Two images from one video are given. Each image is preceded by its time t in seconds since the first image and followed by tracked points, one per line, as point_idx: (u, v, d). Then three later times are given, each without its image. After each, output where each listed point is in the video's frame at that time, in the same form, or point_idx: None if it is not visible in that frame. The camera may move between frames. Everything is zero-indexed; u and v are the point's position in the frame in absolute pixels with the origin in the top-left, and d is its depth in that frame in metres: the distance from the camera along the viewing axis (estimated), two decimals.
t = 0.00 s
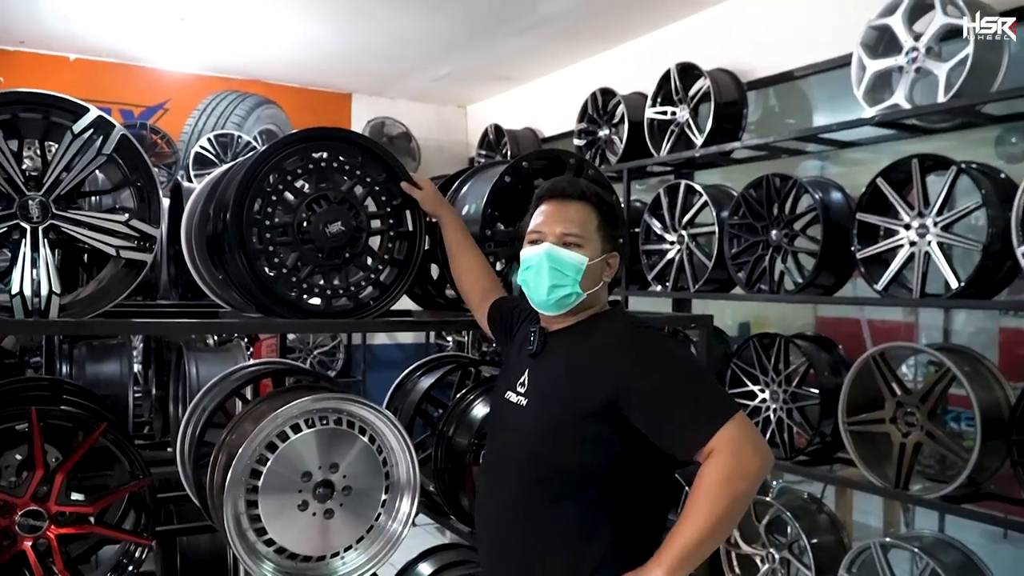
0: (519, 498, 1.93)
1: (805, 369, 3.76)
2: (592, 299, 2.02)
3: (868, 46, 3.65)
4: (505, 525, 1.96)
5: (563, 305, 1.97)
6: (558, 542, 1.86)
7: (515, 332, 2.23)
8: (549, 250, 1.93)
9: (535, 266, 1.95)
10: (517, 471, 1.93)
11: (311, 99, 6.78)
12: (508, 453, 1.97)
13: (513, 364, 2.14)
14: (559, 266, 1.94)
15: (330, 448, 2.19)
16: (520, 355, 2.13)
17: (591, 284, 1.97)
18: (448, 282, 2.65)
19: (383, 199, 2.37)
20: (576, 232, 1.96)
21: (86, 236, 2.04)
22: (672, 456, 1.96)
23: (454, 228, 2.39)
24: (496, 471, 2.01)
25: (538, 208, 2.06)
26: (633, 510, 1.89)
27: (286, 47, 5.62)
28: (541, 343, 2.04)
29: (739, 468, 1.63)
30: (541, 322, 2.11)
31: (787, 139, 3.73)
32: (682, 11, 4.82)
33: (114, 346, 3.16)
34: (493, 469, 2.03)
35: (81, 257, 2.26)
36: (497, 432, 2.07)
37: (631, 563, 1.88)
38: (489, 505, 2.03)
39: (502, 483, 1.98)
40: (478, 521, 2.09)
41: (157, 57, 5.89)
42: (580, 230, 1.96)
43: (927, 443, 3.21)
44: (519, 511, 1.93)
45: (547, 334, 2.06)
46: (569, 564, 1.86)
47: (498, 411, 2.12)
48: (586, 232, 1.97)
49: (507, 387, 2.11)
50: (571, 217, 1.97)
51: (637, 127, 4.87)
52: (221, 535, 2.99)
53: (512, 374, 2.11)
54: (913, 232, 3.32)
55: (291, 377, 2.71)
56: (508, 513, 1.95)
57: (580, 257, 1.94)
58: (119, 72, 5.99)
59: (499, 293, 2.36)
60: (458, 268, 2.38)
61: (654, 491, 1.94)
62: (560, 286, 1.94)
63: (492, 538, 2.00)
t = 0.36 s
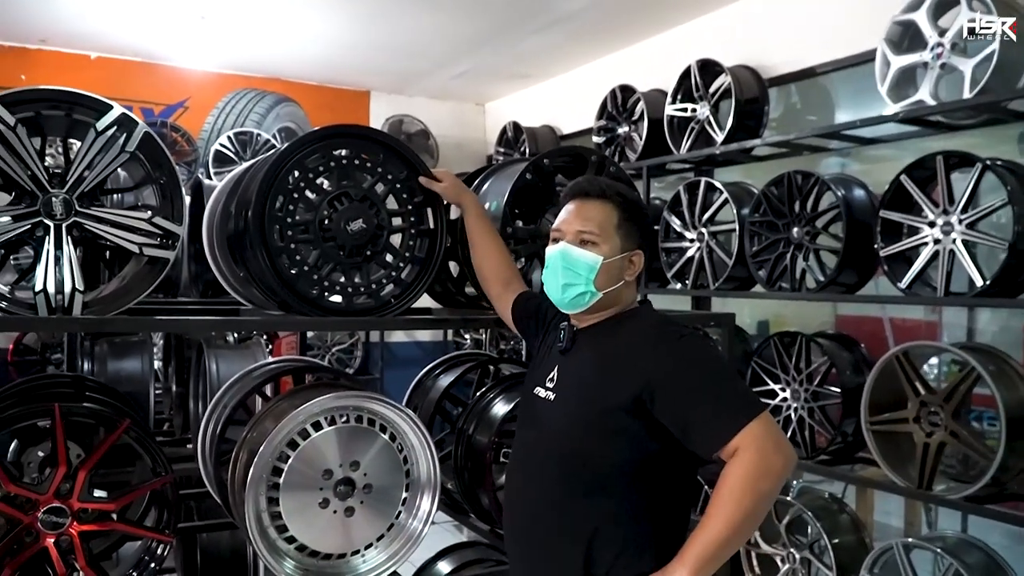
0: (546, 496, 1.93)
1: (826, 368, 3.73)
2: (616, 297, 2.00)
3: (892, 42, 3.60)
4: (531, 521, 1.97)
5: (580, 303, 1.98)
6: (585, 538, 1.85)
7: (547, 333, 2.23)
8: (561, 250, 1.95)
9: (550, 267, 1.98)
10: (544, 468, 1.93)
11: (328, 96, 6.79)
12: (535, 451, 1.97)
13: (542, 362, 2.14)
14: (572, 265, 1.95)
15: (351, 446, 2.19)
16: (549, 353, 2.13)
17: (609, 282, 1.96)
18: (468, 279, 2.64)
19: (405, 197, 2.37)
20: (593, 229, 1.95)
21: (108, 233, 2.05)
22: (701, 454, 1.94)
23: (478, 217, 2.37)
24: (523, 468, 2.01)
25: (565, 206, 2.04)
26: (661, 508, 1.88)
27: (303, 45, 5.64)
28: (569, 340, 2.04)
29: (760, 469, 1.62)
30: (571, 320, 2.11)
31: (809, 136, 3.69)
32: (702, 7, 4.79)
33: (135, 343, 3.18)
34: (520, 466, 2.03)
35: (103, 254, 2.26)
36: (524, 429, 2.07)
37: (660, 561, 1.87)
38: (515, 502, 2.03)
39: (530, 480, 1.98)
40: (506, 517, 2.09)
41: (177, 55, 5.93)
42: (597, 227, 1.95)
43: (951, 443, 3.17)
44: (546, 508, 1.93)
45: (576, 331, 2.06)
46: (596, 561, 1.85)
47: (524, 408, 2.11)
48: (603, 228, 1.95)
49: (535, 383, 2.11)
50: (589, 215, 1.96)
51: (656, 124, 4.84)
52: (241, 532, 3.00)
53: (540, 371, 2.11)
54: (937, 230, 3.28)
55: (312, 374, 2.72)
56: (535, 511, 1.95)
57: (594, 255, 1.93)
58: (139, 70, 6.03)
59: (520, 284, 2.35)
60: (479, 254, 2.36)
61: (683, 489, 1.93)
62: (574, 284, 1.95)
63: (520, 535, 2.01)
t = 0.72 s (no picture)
0: (555, 493, 1.92)
1: (836, 367, 3.71)
2: (617, 294, 2.00)
3: (904, 40, 3.57)
4: (541, 518, 1.96)
5: (586, 301, 1.96)
6: (596, 534, 1.85)
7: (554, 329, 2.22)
8: (565, 249, 1.94)
9: (555, 267, 1.96)
10: (554, 466, 1.92)
11: (337, 93, 6.79)
12: (544, 448, 1.96)
13: (548, 357, 2.13)
14: (577, 264, 1.93)
15: (361, 443, 2.19)
16: (555, 347, 2.12)
17: (613, 279, 1.95)
18: (477, 275, 2.63)
19: (415, 193, 2.36)
20: (595, 228, 1.95)
21: (119, 229, 2.05)
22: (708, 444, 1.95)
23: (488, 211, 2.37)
24: (532, 464, 2.00)
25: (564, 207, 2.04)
26: (671, 501, 1.88)
27: (311, 42, 5.64)
28: (572, 334, 2.03)
29: (758, 451, 1.63)
30: (573, 316, 2.11)
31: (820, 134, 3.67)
32: (712, 4, 4.77)
33: (145, 339, 3.18)
34: (529, 461, 2.02)
35: (113, 249, 2.26)
36: (531, 425, 2.06)
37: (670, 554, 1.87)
38: (524, 498, 2.03)
39: (538, 477, 1.97)
40: (515, 515, 2.09)
41: (185, 51, 5.93)
42: (599, 226, 1.95)
43: (961, 442, 3.15)
44: (555, 505, 1.92)
45: (577, 326, 2.05)
46: (608, 556, 1.85)
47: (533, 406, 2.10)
48: (604, 227, 1.95)
49: (543, 379, 2.10)
50: (591, 213, 1.96)
51: (666, 122, 4.83)
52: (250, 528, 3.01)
53: (549, 367, 2.10)
54: (948, 228, 3.26)
55: (321, 371, 2.71)
56: (545, 508, 1.95)
57: (597, 253, 1.93)
58: (148, 66, 6.04)
59: (524, 283, 2.36)
60: (485, 248, 2.35)
61: (691, 481, 1.93)
62: (580, 282, 1.93)
63: (530, 532, 2.01)
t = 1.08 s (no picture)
0: (559, 490, 1.92)
1: (840, 363, 3.70)
2: (614, 290, 2.00)
3: (908, 36, 3.56)
4: (544, 515, 1.97)
5: (583, 296, 1.97)
6: (600, 530, 1.86)
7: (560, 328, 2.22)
8: (560, 244, 1.94)
9: (551, 262, 1.97)
10: (557, 463, 1.92)
11: (340, 91, 6.79)
12: (547, 445, 1.96)
13: (550, 354, 2.13)
14: (573, 259, 1.93)
15: (365, 440, 2.19)
16: (557, 344, 2.12)
17: (609, 274, 1.95)
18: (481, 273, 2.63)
19: (418, 190, 2.36)
20: (591, 224, 1.95)
21: (122, 227, 2.05)
22: (711, 439, 1.95)
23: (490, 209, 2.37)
24: (535, 461, 2.00)
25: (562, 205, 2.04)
26: (675, 497, 1.88)
27: (313, 39, 5.64)
28: (571, 331, 2.04)
29: (751, 447, 1.63)
30: (573, 313, 2.11)
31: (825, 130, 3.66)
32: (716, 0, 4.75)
33: (149, 336, 3.18)
34: (533, 459, 2.02)
35: (117, 248, 2.27)
36: (535, 422, 2.06)
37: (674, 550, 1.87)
38: (527, 495, 2.03)
39: (542, 474, 1.98)
40: (518, 511, 2.09)
41: (189, 49, 5.94)
42: (594, 221, 1.95)
43: (965, 438, 3.15)
44: (560, 502, 1.92)
45: (576, 322, 2.06)
46: (611, 553, 1.85)
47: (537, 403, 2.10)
48: (600, 223, 1.95)
49: (546, 375, 2.10)
50: (587, 210, 1.96)
51: (669, 118, 4.82)
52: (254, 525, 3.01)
53: (551, 363, 2.10)
54: (953, 225, 3.25)
55: (325, 369, 2.71)
56: (548, 504, 1.95)
57: (593, 248, 1.93)
58: (152, 64, 6.05)
59: (528, 283, 2.35)
60: (486, 247, 2.35)
61: (696, 477, 1.93)
62: (575, 276, 1.94)
63: (533, 529, 2.01)
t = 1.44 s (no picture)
0: (562, 488, 1.92)
1: (842, 363, 3.70)
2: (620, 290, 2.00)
3: (911, 35, 3.56)
4: (546, 514, 1.97)
5: (597, 298, 1.96)
6: (602, 529, 1.86)
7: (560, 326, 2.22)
8: (577, 245, 1.92)
9: (566, 263, 1.94)
10: (560, 463, 1.92)
11: (342, 89, 6.80)
12: (549, 443, 1.96)
13: (551, 352, 2.14)
14: (589, 260, 1.92)
15: (367, 438, 2.20)
16: (558, 343, 2.13)
17: (621, 274, 1.95)
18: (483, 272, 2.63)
19: (420, 189, 2.36)
20: (605, 224, 1.94)
21: (126, 225, 2.05)
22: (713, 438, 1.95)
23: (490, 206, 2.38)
24: (536, 459, 2.01)
25: (569, 203, 2.03)
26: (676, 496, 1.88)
27: (316, 38, 5.63)
28: (577, 330, 2.03)
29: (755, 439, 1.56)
30: (577, 312, 2.10)
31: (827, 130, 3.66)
32: None
33: (152, 334, 3.19)
34: (534, 457, 2.02)
35: (121, 246, 2.27)
36: (536, 420, 2.06)
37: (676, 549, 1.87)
38: (529, 494, 2.03)
39: (543, 473, 1.98)
40: (520, 510, 2.09)
41: (192, 48, 5.94)
42: (607, 221, 1.95)
43: (968, 438, 3.14)
44: (561, 500, 1.92)
45: (582, 322, 2.05)
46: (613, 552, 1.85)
47: (538, 402, 2.10)
48: (613, 223, 1.95)
49: (546, 374, 2.10)
50: (600, 209, 1.96)
51: (672, 117, 4.81)
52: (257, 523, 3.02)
53: (552, 362, 2.10)
54: (956, 224, 3.24)
55: (327, 367, 2.72)
56: (550, 503, 1.95)
57: (609, 249, 1.92)
58: (155, 62, 6.06)
59: (527, 283, 2.37)
60: (483, 249, 2.37)
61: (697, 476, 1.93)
62: (591, 278, 1.92)
63: (535, 528, 2.01)
